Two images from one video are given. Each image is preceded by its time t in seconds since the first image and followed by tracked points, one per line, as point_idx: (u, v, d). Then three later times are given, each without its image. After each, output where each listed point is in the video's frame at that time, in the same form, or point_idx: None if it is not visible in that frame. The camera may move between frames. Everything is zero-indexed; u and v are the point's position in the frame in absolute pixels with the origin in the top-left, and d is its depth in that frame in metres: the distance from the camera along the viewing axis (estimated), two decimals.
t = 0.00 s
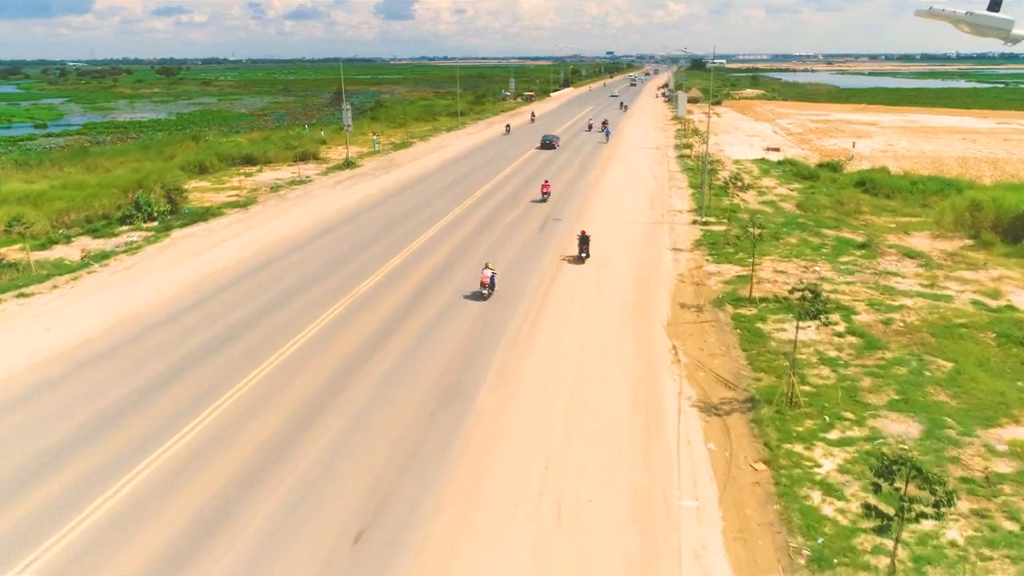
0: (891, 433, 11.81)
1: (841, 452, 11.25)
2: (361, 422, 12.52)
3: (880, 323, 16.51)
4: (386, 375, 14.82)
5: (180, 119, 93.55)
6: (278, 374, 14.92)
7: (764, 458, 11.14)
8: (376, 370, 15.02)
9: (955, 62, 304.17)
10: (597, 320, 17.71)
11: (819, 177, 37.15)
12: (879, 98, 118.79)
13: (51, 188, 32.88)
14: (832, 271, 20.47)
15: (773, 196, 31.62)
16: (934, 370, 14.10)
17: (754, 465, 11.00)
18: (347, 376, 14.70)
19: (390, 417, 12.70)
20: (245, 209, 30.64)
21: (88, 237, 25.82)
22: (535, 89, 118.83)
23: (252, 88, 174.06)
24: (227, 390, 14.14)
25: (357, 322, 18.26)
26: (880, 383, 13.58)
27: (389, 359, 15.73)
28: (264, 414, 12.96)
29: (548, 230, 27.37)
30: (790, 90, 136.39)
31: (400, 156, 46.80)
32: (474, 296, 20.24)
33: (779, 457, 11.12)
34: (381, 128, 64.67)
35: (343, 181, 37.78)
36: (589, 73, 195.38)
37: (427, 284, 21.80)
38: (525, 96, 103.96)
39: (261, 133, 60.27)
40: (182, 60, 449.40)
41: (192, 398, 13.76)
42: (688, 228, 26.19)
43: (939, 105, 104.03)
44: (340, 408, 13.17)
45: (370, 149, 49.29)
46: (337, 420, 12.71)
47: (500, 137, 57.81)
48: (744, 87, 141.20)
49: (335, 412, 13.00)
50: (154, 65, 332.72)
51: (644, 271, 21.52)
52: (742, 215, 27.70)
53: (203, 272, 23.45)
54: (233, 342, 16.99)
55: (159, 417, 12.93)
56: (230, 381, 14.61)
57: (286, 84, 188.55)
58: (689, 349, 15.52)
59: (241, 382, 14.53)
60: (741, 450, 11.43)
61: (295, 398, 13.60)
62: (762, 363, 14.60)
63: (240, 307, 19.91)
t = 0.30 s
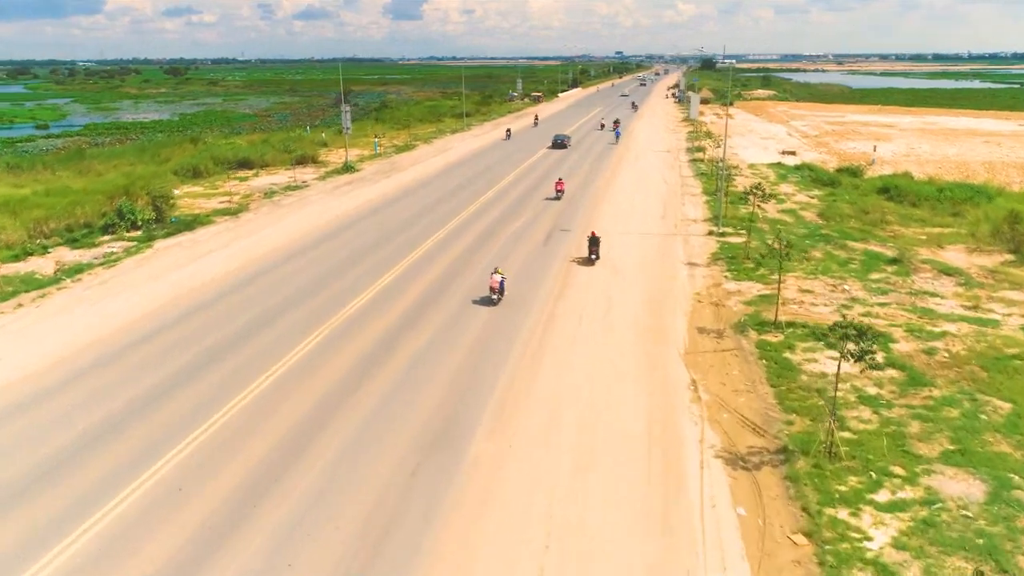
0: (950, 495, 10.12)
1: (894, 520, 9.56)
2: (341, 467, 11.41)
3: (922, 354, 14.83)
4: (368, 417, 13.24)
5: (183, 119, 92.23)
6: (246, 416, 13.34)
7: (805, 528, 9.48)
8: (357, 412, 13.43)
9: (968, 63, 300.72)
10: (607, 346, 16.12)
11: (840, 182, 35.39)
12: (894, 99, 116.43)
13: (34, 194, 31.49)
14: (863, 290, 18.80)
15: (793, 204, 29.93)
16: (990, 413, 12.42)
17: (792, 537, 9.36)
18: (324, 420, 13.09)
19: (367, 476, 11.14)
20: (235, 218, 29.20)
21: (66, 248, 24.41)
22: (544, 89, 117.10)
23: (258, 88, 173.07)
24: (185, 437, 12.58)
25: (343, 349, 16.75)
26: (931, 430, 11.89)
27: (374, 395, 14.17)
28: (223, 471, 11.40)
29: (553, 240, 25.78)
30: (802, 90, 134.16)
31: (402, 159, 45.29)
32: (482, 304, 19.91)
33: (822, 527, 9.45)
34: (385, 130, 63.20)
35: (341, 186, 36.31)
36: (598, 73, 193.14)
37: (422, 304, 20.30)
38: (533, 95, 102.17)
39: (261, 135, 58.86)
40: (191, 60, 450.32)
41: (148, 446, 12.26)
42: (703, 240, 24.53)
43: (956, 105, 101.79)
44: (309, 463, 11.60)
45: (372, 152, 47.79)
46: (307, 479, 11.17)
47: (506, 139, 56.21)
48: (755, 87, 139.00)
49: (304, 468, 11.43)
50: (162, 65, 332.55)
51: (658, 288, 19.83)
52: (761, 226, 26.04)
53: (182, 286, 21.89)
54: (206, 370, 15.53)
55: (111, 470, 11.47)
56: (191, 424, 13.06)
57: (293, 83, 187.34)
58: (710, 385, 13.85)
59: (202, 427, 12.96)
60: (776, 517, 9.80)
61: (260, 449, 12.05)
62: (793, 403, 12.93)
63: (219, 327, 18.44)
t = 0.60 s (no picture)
0: (1014, 568, 8.70)
1: None
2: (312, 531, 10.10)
3: (963, 386, 13.44)
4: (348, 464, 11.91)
5: (182, 120, 91.09)
6: (209, 463, 11.98)
7: None
8: (334, 461, 12.04)
9: (977, 62, 298.15)
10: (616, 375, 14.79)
11: (856, 188, 33.95)
12: (903, 99, 114.53)
13: (17, 201, 30.32)
14: (892, 309, 17.40)
15: (808, 212, 28.49)
16: None
17: None
18: (292, 470, 11.71)
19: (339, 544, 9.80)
20: (223, 226, 27.93)
21: (42, 259, 23.18)
22: (548, 89, 115.58)
23: (261, 89, 172.03)
24: (140, 489, 11.23)
25: (326, 378, 15.41)
26: (984, 481, 10.47)
27: (358, 435, 12.86)
28: (194, 520, 10.39)
29: (557, 251, 24.34)
30: (810, 91, 132.40)
31: (401, 162, 43.98)
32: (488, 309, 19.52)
33: None
34: (386, 131, 61.86)
35: (337, 191, 34.99)
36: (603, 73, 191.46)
37: (416, 322, 18.92)
38: (538, 96, 100.75)
39: (260, 137, 57.60)
40: (195, 60, 450.08)
41: (99, 499, 10.98)
42: (716, 252, 23.09)
43: (969, 106, 99.85)
44: (276, 525, 10.27)
45: (371, 154, 46.49)
46: (273, 547, 9.80)
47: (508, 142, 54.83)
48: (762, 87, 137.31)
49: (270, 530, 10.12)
50: (167, 65, 332.19)
51: (671, 305, 18.40)
52: (776, 236, 24.62)
53: (159, 304, 20.56)
54: (175, 404, 14.24)
55: (50, 535, 10.10)
56: (149, 473, 11.69)
57: (296, 84, 186.27)
58: (731, 423, 12.41)
59: (156, 481, 11.51)
60: None
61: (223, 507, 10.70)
62: (825, 447, 11.49)
63: (195, 352, 17.14)
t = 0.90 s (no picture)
0: None
1: None
2: None
3: (1008, 423, 12.18)
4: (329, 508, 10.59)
5: (177, 121, 89.71)
6: (171, 510, 10.60)
7: None
8: (312, 505, 10.65)
9: (980, 62, 296.69)
10: (624, 402, 13.55)
11: (870, 194, 32.67)
12: (909, 100, 113.14)
13: None
14: (920, 331, 16.13)
15: (822, 220, 27.17)
16: None
17: None
18: (269, 514, 10.42)
19: None
20: (209, 234, 26.69)
21: (14, 271, 21.92)
22: (549, 90, 114.20)
23: (260, 89, 170.72)
24: (91, 542, 9.86)
25: (310, 403, 14.06)
26: None
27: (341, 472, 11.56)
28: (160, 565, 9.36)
29: (559, 261, 22.98)
30: (814, 91, 131.00)
31: (398, 166, 42.68)
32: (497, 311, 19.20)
33: None
34: (383, 133, 60.57)
35: (330, 197, 33.68)
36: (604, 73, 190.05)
37: (410, 340, 17.59)
38: (539, 97, 99.39)
39: (253, 139, 56.28)
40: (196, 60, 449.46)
41: (46, 555, 9.66)
42: (727, 265, 21.77)
43: (976, 107, 98.49)
44: None
45: (367, 158, 45.22)
46: None
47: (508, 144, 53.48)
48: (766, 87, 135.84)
49: None
50: (167, 65, 331.14)
51: (681, 322, 17.12)
52: (790, 247, 23.33)
53: (136, 321, 19.28)
54: (142, 435, 12.91)
55: None
56: (103, 521, 10.35)
57: (295, 85, 185.05)
58: (752, 467, 11.16)
59: (104, 535, 10.04)
60: None
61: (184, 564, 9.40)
62: (861, 499, 10.20)
63: (170, 374, 15.82)
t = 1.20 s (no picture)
0: None
1: None
2: None
3: None
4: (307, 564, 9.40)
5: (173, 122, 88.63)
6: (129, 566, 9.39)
7: None
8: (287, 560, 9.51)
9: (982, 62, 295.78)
10: (634, 435, 12.37)
11: (883, 200, 31.51)
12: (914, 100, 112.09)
13: None
14: (949, 353, 15.00)
15: (835, 228, 26.02)
16: None
17: None
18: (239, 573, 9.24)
19: None
20: (194, 243, 25.58)
21: None
22: (550, 91, 113.00)
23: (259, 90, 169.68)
24: None
25: (295, 434, 12.84)
26: None
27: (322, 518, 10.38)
28: None
29: (560, 273, 21.79)
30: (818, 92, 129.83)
31: (395, 169, 41.52)
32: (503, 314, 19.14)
33: None
34: (381, 135, 59.39)
35: (324, 203, 32.56)
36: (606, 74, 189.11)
37: (404, 358, 16.38)
38: (539, 98, 98.25)
39: (248, 142, 55.14)
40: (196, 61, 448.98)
41: None
42: (737, 278, 20.59)
43: (983, 108, 97.36)
44: None
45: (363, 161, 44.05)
46: None
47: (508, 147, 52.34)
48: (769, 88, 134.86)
49: None
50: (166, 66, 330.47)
51: (692, 343, 15.93)
52: (804, 258, 22.18)
53: (112, 339, 18.08)
54: (106, 473, 11.71)
55: None
56: None
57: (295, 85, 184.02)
58: (776, 517, 10.00)
59: None
60: None
61: None
62: (904, 558, 9.04)
63: (144, 398, 14.61)
